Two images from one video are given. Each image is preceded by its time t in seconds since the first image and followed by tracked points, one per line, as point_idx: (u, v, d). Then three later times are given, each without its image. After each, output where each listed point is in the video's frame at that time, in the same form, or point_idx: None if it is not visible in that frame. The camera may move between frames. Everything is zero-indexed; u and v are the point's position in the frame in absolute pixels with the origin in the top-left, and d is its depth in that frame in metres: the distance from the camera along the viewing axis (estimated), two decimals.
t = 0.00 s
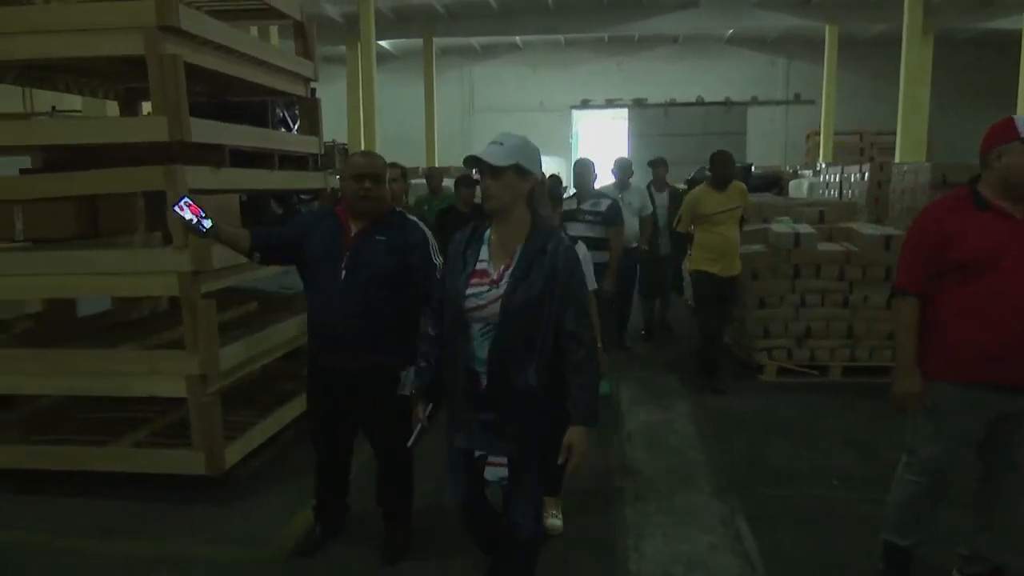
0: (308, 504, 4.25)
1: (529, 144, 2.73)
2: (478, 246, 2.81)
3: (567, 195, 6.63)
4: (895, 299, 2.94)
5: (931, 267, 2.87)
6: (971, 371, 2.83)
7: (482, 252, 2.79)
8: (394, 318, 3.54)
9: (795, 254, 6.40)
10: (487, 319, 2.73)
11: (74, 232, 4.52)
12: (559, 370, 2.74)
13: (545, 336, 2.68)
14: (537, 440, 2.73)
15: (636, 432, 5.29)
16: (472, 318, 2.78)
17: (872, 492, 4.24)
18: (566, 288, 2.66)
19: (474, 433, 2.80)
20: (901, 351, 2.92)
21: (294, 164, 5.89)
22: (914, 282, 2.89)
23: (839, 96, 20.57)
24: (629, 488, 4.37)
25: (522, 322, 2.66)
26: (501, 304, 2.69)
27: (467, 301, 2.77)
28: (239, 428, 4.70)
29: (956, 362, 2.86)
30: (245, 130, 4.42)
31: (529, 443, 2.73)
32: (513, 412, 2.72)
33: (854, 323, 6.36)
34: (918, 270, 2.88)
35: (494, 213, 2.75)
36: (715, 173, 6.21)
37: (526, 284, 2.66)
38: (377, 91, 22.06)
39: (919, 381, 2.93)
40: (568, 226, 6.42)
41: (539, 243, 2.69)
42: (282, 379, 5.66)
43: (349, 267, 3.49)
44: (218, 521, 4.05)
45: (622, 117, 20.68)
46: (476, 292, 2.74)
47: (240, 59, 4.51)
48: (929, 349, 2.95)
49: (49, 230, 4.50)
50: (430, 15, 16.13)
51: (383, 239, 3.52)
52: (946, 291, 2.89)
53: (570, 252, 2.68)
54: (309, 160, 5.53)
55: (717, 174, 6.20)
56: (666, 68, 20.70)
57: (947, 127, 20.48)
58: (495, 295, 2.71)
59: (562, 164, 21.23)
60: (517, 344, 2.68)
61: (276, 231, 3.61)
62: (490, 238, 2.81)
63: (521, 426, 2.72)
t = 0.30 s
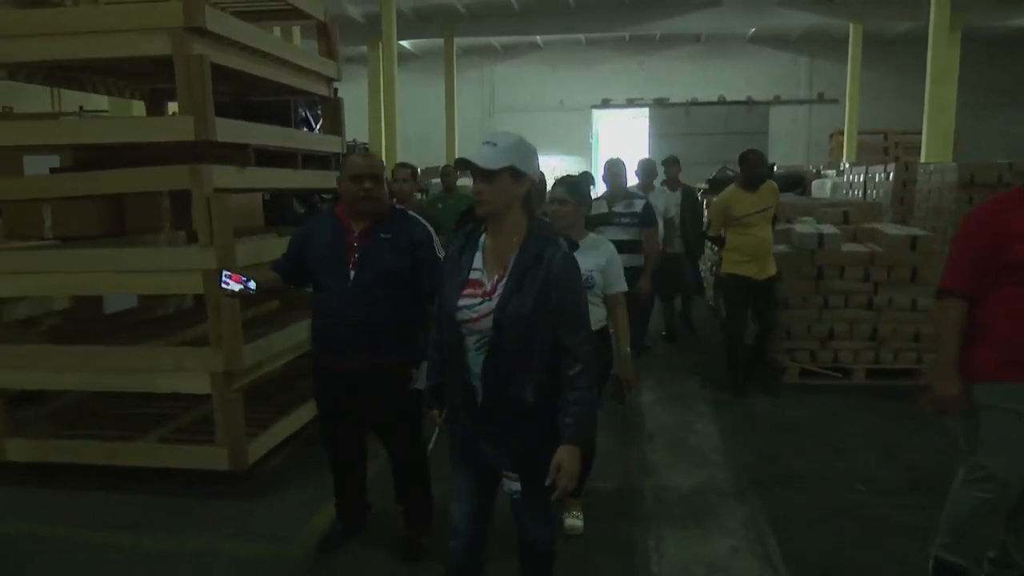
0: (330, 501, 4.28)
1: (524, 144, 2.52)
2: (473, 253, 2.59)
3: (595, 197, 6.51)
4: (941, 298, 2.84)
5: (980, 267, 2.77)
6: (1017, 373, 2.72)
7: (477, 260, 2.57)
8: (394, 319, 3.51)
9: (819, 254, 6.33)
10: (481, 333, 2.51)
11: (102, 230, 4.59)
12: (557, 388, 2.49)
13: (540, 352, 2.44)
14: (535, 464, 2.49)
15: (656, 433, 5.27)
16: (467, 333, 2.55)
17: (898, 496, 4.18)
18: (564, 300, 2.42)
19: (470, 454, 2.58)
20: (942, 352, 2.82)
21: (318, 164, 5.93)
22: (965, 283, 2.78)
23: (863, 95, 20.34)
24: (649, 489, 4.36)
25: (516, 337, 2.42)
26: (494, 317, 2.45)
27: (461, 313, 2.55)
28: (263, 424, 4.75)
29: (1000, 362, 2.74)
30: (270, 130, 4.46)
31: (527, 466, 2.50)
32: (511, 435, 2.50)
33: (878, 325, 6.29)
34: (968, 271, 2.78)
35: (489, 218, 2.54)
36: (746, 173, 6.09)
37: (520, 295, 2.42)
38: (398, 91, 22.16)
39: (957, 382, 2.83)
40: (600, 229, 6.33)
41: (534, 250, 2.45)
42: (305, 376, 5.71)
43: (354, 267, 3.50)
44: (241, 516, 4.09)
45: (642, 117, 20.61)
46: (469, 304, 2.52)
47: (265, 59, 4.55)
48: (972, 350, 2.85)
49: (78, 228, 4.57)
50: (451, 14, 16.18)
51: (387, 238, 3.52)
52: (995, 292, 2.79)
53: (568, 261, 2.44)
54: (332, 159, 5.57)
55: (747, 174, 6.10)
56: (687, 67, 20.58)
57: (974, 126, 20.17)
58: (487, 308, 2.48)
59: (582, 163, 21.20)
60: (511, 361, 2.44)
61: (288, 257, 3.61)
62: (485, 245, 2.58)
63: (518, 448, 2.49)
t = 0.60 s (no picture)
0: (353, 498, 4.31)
1: (512, 143, 2.38)
2: (452, 255, 2.44)
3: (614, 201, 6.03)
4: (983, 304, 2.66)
5: None
6: None
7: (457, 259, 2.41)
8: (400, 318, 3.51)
9: (845, 254, 6.25)
10: (456, 337, 2.32)
11: (130, 228, 4.66)
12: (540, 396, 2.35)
13: (520, 356, 2.29)
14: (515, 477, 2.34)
15: (678, 433, 5.25)
16: (441, 337, 2.37)
17: (925, 501, 4.12)
18: (545, 302, 2.29)
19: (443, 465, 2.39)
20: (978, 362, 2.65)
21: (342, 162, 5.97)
22: (1007, 288, 2.61)
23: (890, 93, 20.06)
24: (670, 489, 4.34)
25: (494, 339, 2.26)
26: (470, 320, 2.29)
27: (434, 316, 2.37)
28: (288, 420, 4.79)
29: None
30: (295, 129, 4.49)
31: (507, 478, 2.35)
32: (485, 445, 2.33)
33: (905, 327, 6.22)
34: (1013, 275, 2.61)
35: (469, 217, 2.38)
36: (791, 171, 5.63)
37: (498, 296, 2.27)
38: (420, 90, 22.24)
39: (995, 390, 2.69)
40: (627, 236, 6.01)
41: (517, 249, 2.30)
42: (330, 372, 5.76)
43: (360, 267, 3.48)
44: (266, 511, 4.13)
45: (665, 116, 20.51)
46: (443, 305, 2.35)
47: (290, 59, 4.59)
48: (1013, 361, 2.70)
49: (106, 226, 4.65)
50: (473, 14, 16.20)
51: (393, 237, 3.51)
52: None
53: (551, 261, 2.30)
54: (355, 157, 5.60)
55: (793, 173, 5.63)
56: (710, 66, 20.43)
57: (1004, 125, 19.81)
58: (464, 308, 2.31)
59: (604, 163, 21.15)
60: (490, 366, 2.29)
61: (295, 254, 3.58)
62: (464, 247, 2.43)
63: (496, 460, 2.33)
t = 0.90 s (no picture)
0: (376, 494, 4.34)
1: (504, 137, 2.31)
2: (446, 254, 2.39)
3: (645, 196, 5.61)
4: None
5: None
6: None
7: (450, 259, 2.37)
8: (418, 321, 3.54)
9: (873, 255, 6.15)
10: (445, 336, 2.28)
11: (159, 225, 4.73)
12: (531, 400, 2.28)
13: (511, 357, 2.22)
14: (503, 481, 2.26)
15: (702, 434, 5.22)
16: (433, 337, 2.32)
17: (956, 505, 4.05)
18: (538, 302, 2.21)
19: (430, 465, 2.32)
20: None
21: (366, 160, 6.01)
22: None
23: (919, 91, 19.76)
24: (694, 490, 4.32)
25: (485, 339, 2.21)
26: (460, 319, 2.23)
27: (424, 315, 2.32)
28: (312, 417, 4.84)
29: None
30: (322, 128, 4.54)
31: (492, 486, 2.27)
32: (473, 449, 2.26)
33: (934, 329, 6.12)
34: None
35: (466, 216, 2.31)
36: (853, 165, 5.30)
37: (489, 295, 2.21)
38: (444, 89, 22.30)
39: None
40: (659, 233, 5.51)
41: (511, 247, 2.23)
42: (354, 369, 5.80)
43: (382, 272, 3.47)
44: (292, 506, 4.18)
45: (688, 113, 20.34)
46: (435, 305, 2.30)
47: (316, 58, 4.62)
48: None
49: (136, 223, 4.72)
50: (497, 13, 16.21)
51: (414, 240, 3.52)
52: None
53: (546, 260, 2.23)
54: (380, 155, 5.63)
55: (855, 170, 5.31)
56: (735, 64, 20.26)
57: None
58: (455, 307, 2.26)
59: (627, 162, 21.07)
60: (481, 366, 2.23)
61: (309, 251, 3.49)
62: (459, 246, 2.38)
63: (484, 463, 2.25)
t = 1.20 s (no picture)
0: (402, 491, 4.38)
1: (501, 133, 2.23)
2: (459, 256, 2.38)
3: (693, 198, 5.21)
4: None
5: None
6: None
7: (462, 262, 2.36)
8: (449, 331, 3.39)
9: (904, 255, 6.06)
10: (450, 337, 2.27)
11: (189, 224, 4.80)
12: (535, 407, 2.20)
13: (512, 360, 2.16)
14: (502, 488, 2.19)
15: (728, 434, 5.19)
16: (441, 338, 2.33)
17: (989, 508, 3.98)
18: (539, 306, 2.14)
19: (436, 464, 2.31)
20: None
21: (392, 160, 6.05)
22: None
23: (951, 87, 19.40)
24: (720, 490, 4.30)
25: (485, 342, 2.16)
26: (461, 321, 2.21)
27: (435, 316, 2.32)
28: (339, 414, 4.88)
29: None
30: (349, 128, 4.57)
31: (491, 493, 2.19)
32: (473, 452, 2.22)
33: (966, 329, 6.01)
34: None
35: (473, 218, 2.28)
36: (905, 163, 5.10)
37: (490, 297, 2.17)
38: (468, 88, 22.35)
39: None
40: (705, 238, 5.09)
41: (515, 249, 2.18)
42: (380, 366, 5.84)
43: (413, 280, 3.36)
44: (319, 502, 4.23)
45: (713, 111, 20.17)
46: (442, 306, 2.29)
47: (343, 58, 4.65)
48: None
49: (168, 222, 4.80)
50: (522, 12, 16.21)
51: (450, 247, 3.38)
52: None
53: (549, 262, 2.15)
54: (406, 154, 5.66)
55: (908, 168, 5.10)
56: (762, 60, 20.05)
57: None
58: (458, 308, 2.25)
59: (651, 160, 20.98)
60: (481, 368, 2.19)
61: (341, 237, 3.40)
62: (471, 248, 2.35)
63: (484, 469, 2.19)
